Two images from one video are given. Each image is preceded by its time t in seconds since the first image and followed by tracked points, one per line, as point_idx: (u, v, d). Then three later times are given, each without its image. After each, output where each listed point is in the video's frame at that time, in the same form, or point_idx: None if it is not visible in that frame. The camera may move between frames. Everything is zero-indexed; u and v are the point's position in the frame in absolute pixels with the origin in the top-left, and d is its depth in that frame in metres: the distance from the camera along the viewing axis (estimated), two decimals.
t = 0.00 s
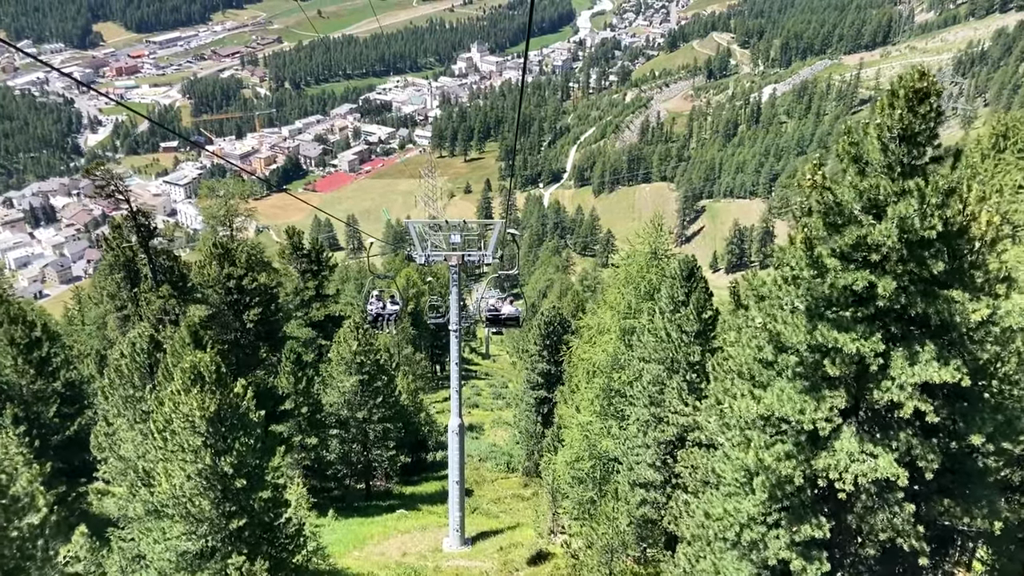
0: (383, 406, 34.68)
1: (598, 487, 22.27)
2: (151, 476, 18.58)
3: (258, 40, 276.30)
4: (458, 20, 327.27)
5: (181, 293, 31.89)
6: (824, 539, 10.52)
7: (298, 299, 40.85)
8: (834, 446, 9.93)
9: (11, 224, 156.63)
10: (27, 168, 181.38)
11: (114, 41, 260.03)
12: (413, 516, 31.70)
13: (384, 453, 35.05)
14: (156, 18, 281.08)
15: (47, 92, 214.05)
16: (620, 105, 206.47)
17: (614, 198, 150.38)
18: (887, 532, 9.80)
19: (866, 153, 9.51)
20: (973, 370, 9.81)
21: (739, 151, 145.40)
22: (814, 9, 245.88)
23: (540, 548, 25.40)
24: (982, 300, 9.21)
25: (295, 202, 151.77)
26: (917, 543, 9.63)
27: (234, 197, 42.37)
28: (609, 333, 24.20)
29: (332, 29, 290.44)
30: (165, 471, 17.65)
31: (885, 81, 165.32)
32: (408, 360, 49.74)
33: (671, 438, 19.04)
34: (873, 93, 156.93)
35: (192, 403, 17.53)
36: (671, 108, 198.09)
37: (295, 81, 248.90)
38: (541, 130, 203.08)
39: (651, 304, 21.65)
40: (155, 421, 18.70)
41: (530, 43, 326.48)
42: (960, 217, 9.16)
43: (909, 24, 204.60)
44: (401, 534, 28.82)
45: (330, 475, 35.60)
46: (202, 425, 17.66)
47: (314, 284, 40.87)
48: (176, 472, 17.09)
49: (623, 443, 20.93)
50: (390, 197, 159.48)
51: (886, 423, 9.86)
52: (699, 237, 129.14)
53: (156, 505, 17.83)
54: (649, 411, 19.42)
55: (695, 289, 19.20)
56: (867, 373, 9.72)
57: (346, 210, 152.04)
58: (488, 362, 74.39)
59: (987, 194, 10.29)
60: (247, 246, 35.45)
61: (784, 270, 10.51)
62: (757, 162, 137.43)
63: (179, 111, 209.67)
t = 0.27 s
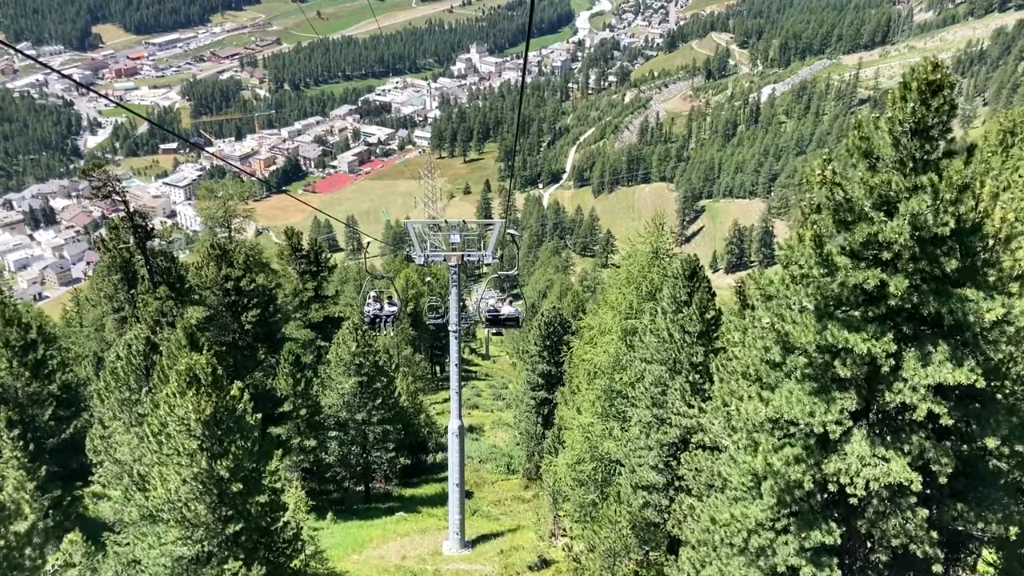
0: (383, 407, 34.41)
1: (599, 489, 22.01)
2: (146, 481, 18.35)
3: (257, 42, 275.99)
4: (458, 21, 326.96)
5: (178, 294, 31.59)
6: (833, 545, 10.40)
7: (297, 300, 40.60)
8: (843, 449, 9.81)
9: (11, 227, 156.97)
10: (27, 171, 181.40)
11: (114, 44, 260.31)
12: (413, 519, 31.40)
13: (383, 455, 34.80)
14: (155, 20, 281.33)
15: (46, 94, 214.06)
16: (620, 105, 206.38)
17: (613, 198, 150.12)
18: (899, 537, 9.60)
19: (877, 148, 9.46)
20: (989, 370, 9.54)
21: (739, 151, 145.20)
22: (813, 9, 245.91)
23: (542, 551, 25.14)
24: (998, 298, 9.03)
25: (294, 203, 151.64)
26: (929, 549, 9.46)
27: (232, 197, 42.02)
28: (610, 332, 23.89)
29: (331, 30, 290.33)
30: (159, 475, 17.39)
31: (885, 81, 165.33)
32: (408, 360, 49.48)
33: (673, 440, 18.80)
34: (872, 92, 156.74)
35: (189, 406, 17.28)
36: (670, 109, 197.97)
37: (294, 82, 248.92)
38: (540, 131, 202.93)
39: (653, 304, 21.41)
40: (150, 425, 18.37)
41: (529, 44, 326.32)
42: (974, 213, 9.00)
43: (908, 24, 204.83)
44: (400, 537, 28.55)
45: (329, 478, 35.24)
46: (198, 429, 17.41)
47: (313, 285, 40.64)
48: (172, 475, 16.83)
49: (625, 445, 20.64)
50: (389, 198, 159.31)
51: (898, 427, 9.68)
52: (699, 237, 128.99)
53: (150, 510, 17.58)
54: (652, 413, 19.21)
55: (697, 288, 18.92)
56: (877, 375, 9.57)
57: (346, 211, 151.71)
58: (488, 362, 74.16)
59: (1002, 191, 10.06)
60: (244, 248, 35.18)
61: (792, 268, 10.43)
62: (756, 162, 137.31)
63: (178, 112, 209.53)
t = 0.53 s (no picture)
0: (382, 408, 34.15)
1: (601, 491, 21.76)
2: (141, 483, 18.08)
3: (257, 42, 275.68)
4: (457, 20, 326.40)
5: (176, 294, 31.40)
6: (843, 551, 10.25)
7: (296, 300, 40.36)
8: (854, 452, 9.65)
9: (10, 228, 156.90)
10: (26, 171, 181.23)
11: (113, 44, 260.14)
12: (413, 521, 31.16)
13: (383, 456, 34.50)
14: (155, 21, 281.17)
15: (46, 95, 213.78)
16: (619, 104, 206.01)
17: (613, 198, 149.88)
18: (913, 542, 9.42)
19: (890, 142, 9.34)
20: (1006, 372, 9.34)
21: (739, 151, 144.90)
22: (813, 8, 245.39)
23: (543, 553, 24.90)
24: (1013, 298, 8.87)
25: (294, 203, 151.42)
26: (945, 557, 9.24)
27: (231, 197, 41.81)
28: (611, 332, 23.58)
29: (331, 30, 290.08)
30: (155, 478, 17.11)
31: (885, 80, 164.97)
32: (408, 360, 49.24)
33: (677, 441, 18.57)
34: (872, 91, 156.42)
35: (185, 407, 17.04)
36: (670, 108, 197.67)
37: (294, 83, 248.64)
38: (540, 131, 202.62)
39: (656, 304, 21.18)
40: (146, 427, 18.11)
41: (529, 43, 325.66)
42: (989, 208, 8.86)
43: (908, 23, 204.44)
44: (400, 539, 28.32)
45: (328, 479, 35.01)
46: (194, 431, 17.14)
47: (312, 285, 40.39)
48: (168, 478, 16.57)
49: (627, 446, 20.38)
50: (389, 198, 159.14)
51: (911, 430, 9.50)
52: (699, 236, 128.74)
53: (146, 513, 17.29)
54: (655, 414, 18.97)
55: (700, 288, 18.67)
56: (890, 375, 9.41)
57: (346, 211, 151.44)
58: (488, 362, 73.93)
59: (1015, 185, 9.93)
60: (243, 247, 34.98)
61: (801, 266, 10.30)
62: (756, 162, 137.06)
63: (178, 112, 209.33)
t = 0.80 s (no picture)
0: (382, 408, 33.94)
1: (603, 492, 21.57)
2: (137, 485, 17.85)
3: (256, 41, 275.22)
4: (457, 20, 325.87)
5: (174, 294, 31.18)
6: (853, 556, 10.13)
7: (295, 300, 40.10)
8: (864, 456, 9.52)
9: (10, 228, 156.59)
10: (26, 171, 180.94)
11: (112, 44, 259.84)
12: (413, 522, 30.97)
13: (383, 456, 34.31)
14: (154, 20, 280.95)
15: (45, 95, 213.39)
16: (619, 103, 205.71)
17: (613, 197, 149.60)
18: (925, 548, 9.27)
19: (901, 136, 9.28)
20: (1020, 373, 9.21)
21: (739, 150, 144.55)
22: (813, 7, 244.92)
23: (544, 554, 24.69)
24: None
25: (294, 203, 151.17)
26: (958, 562, 9.09)
27: (229, 196, 41.54)
28: (612, 331, 23.32)
29: (330, 29, 289.41)
30: (151, 481, 16.90)
31: (885, 79, 164.69)
32: (407, 360, 49.03)
33: (679, 442, 18.33)
34: (872, 90, 156.05)
35: (180, 409, 16.78)
36: (670, 107, 197.37)
37: (293, 82, 248.26)
38: (540, 130, 202.37)
39: (657, 303, 20.99)
40: (142, 428, 17.87)
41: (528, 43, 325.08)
42: (1002, 205, 8.81)
43: (908, 22, 204.14)
44: (400, 540, 28.11)
45: (328, 480, 34.81)
46: (190, 432, 16.91)
47: (312, 284, 40.17)
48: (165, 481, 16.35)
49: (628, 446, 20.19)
50: (389, 198, 158.92)
51: (922, 432, 9.39)
52: (698, 236, 128.55)
53: (142, 515, 17.08)
54: (656, 415, 18.76)
55: (703, 287, 18.49)
56: (901, 375, 9.30)
57: (346, 211, 151.18)
58: (488, 362, 73.70)
59: None
60: (242, 247, 34.76)
61: (811, 264, 10.20)
62: (756, 161, 136.79)
63: (177, 112, 209.12)
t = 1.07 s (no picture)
0: (380, 409, 33.67)
1: (603, 495, 21.34)
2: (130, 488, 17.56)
3: (255, 41, 274.86)
4: (456, 19, 325.49)
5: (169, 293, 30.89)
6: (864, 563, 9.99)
7: (293, 300, 39.81)
8: (875, 460, 9.39)
9: (9, 228, 156.28)
10: (24, 171, 180.39)
11: (112, 43, 259.44)
12: (411, 524, 30.69)
13: (381, 457, 34.00)
14: (153, 20, 280.55)
15: (44, 95, 212.86)
16: (618, 103, 205.44)
17: (613, 197, 149.31)
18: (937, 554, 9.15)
19: (914, 131, 9.32)
20: None
21: (738, 150, 144.35)
22: (813, 7, 244.69)
23: (543, 557, 24.48)
24: None
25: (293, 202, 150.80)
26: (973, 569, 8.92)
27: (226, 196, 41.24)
28: (613, 332, 23.04)
29: (329, 29, 289.07)
30: (143, 484, 16.59)
31: (884, 79, 164.50)
32: (406, 360, 48.80)
33: (681, 444, 18.05)
34: (872, 90, 155.88)
35: (174, 410, 16.47)
36: (669, 107, 197.09)
37: (293, 82, 247.84)
38: (539, 130, 202.13)
39: (659, 303, 20.76)
40: (134, 430, 17.53)
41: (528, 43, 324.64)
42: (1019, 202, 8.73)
43: (907, 22, 204.00)
44: (398, 542, 27.81)
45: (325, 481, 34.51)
46: (183, 434, 16.59)
47: (310, 284, 40.00)
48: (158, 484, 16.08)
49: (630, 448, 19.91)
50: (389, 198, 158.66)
51: (935, 437, 9.25)
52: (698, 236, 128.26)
53: (134, 519, 16.77)
54: (658, 416, 18.47)
55: (705, 287, 18.28)
56: (913, 375, 9.19)
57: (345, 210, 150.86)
58: (487, 362, 73.35)
59: None
60: (239, 246, 34.51)
61: (820, 263, 10.17)
62: (756, 161, 136.56)
63: (177, 112, 208.76)
